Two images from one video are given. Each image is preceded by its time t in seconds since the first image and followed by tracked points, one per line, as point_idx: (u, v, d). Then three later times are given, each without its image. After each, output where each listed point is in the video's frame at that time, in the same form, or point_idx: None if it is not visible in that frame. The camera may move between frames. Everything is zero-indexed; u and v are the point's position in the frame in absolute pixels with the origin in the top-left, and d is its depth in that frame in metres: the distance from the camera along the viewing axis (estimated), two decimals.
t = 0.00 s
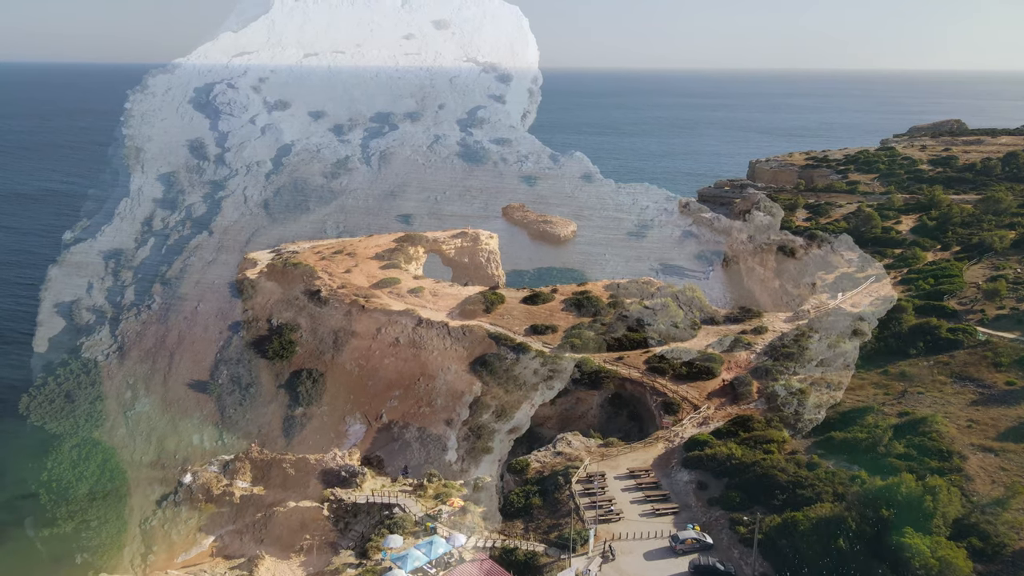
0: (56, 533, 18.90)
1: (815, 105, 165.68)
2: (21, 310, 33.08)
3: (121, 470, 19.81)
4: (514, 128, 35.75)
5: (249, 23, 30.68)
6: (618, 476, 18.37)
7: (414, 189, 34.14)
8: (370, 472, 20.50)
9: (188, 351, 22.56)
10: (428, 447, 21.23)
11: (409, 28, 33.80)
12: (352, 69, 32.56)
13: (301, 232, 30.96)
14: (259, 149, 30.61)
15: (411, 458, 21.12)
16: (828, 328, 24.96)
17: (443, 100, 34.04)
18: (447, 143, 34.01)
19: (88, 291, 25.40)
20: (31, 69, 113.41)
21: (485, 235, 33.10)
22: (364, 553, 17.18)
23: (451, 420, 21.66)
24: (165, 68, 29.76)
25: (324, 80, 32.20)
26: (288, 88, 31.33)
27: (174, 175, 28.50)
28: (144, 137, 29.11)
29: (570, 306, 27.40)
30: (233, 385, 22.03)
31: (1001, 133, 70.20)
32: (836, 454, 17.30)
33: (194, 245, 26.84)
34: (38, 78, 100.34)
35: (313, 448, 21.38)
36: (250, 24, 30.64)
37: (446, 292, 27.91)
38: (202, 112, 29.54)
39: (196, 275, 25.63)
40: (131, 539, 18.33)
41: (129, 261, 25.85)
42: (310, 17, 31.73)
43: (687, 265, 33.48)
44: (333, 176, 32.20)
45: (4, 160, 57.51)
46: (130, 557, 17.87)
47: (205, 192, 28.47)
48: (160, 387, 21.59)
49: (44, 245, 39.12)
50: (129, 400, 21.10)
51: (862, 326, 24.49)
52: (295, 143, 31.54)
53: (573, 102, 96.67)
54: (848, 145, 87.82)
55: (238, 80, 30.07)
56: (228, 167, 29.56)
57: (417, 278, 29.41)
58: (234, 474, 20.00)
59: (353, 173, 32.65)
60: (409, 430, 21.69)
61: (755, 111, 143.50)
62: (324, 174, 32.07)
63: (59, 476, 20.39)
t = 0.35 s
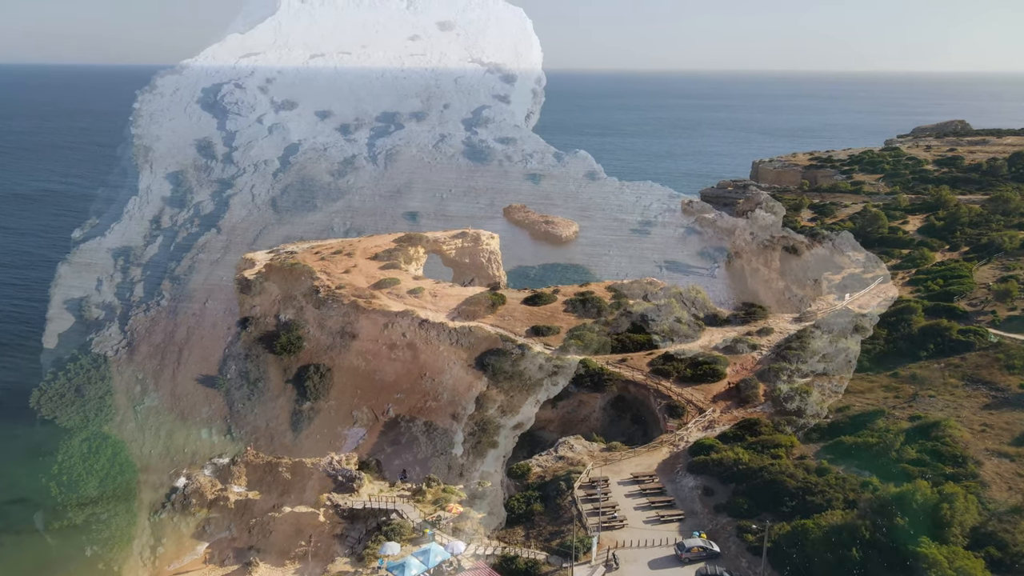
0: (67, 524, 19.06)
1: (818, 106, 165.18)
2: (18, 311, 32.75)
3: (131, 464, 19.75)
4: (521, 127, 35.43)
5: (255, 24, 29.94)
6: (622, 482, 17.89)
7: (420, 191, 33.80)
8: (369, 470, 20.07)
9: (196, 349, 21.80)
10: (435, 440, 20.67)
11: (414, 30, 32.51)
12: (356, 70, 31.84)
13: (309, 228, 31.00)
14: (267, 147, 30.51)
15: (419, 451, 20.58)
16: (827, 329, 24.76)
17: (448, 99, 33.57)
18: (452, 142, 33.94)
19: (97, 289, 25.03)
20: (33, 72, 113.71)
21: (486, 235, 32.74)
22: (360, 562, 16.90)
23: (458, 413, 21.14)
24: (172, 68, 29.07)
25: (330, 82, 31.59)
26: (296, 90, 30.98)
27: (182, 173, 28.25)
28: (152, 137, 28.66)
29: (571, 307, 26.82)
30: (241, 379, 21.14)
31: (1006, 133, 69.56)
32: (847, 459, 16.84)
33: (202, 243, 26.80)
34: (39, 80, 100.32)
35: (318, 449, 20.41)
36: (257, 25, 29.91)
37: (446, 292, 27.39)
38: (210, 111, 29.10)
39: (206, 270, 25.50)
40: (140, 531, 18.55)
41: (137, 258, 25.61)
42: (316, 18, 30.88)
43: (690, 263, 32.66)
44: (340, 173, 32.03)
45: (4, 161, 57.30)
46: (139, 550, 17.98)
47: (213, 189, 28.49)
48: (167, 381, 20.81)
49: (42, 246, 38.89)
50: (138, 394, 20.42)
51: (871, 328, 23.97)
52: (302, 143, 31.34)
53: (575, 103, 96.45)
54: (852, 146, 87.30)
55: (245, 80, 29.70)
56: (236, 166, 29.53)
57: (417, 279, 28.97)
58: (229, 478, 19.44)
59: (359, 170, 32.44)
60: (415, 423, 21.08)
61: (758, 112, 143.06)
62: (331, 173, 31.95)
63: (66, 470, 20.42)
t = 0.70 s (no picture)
0: (77, 518, 18.96)
1: (821, 108, 164.79)
2: (14, 311, 32.43)
3: (142, 455, 20.01)
4: (524, 126, 34.79)
5: (262, 27, 31.40)
6: (625, 486, 17.44)
7: (425, 183, 33.22)
8: (374, 468, 19.67)
9: (205, 343, 22.22)
10: (436, 437, 20.01)
11: (420, 31, 33.82)
12: (363, 71, 32.81)
13: (318, 226, 30.92)
14: (275, 147, 30.95)
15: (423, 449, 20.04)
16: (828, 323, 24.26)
17: (453, 100, 33.86)
18: (458, 140, 33.60)
19: (106, 285, 25.67)
20: (35, 75, 114.20)
21: (488, 235, 32.25)
22: (355, 569, 16.57)
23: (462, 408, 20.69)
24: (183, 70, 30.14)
25: (337, 83, 32.47)
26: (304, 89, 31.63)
27: (191, 172, 28.69)
28: (162, 136, 29.13)
29: (573, 307, 26.03)
30: (251, 372, 21.50)
31: (1011, 133, 69.11)
32: (857, 463, 16.38)
33: (212, 240, 27.60)
34: (40, 82, 100.35)
35: (314, 453, 20.16)
36: (264, 28, 31.34)
37: (446, 293, 26.93)
38: (219, 112, 29.83)
39: (214, 266, 26.18)
40: (150, 524, 18.32)
41: (146, 256, 26.14)
42: (322, 20, 32.20)
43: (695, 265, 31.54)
44: (347, 172, 31.91)
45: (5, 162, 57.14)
46: (149, 544, 17.80)
47: (222, 187, 28.97)
48: (177, 370, 21.62)
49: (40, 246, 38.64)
50: (149, 389, 21.08)
51: (878, 328, 23.46)
52: (310, 142, 31.65)
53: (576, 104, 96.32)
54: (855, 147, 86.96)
55: (253, 80, 30.50)
56: (245, 165, 29.88)
57: (417, 279, 28.56)
58: (225, 482, 19.18)
59: (366, 169, 32.32)
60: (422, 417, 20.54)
61: (761, 114, 142.66)
62: (339, 171, 32.00)
63: (77, 462, 20.70)
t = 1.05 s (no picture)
0: (89, 510, 19.09)
1: (821, 108, 164.42)
2: (9, 313, 32.07)
3: (150, 449, 19.40)
4: (530, 123, 34.26)
5: (269, 29, 30.21)
6: (629, 492, 16.97)
7: (432, 180, 33.05)
8: (383, 461, 19.64)
9: (213, 340, 21.17)
10: (450, 426, 19.82)
11: (425, 33, 32.26)
12: (369, 72, 31.55)
13: (324, 223, 31.09)
14: (282, 145, 30.11)
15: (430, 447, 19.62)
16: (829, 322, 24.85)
17: (459, 98, 32.84)
18: (463, 139, 33.11)
19: (116, 282, 24.45)
20: (35, 76, 114.13)
21: (488, 235, 31.96)
22: None
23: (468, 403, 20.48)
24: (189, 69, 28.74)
25: (342, 83, 31.22)
26: (310, 89, 30.68)
27: (200, 171, 27.59)
28: (169, 135, 27.60)
29: (574, 308, 25.38)
30: (259, 366, 20.74)
31: (1017, 133, 68.52)
32: (868, 468, 15.84)
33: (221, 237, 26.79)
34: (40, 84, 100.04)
35: (319, 450, 19.81)
36: (271, 28, 30.23)
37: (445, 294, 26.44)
38: (227, 111, 28.55)
39: (223, 266, 25.18)
40: (161, 514, 18.57)
41: (156, 252, 25.03)
42: (328, 23, 30.89)
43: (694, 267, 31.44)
44: (355, 168, 31.73)
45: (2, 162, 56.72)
46: (159, 533, 18.18)
47: (230, 185, 28.18)
48: (186, 368, 20.40)
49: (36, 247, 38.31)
50: (157, 384, 20.05)
51: (887, 330, 22.96)
52: (316, 141, 30.97)
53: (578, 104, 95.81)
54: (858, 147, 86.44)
55: (261, 80, 29.41)
56: (253, 163, 29.19)
57: (416, 279, 28.08)
58: (219, 487, 18.85)
59: (373, 166, 32.05)
60: (432, 409, 20.20)
61: (763, 114, 142.12)
62: (345, 169, 31.62)
63: (91, 456, 20.25)
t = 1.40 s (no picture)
0: (100, 501, 19.12)
1: (824, 109, 164.15)
2: (8, 313, 31.88)
3: (161, 444, 19.23)
4: (535, 122, 34.29)
5: (277, 30, 30.06)
6: (633, 497, 16.53)
7: (438, 181, 33.26)
8: (392, 449, 19.21)
9: (222, 336, 21.41)
10: (457, 420, 19.21)
11: (430, 34, 31.87)
12: (376, 73, 31.31)
13: (332, 220, 31.31)
14: (290, 143, 30.59)
15: (436, 443, 19.06)
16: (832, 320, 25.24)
17: (464, 97, 32.73)
18: (468, 138, 33.22)
19: (126, 278, 24.95)
20: (40, 80, 114.66)
21: (489, 236, 31.59)
22: None
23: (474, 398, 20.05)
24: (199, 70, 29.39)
25: (350, 82, 31.10)
26: (318, 89, 30.41)
27: (207, 170, 28.60)
28: (179, 134, 28.90)
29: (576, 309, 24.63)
30: (267, 361, 20.66)
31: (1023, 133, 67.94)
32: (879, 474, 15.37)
33: (229, 233, 27.54)
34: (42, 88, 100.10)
35: (324, 445, 19.42)
36: (278, 31, 29.94)
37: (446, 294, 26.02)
38: (235, 111, 29.16)
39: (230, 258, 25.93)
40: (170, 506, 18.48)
41: (165, 249, 25.68)
42: (335, 24, 30.56)
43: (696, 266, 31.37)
44: (362, 167, 31.90)
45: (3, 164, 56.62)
46: (170, 522, 18.22)
47: (239, 183, 28.97)
48: (196, 363, 20.50)
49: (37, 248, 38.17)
50: (168, 377, 20.18)
51: (896, 331, 22.49)
52: (324, 140, 31.12)
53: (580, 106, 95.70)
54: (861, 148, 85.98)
55: (268, 80, 29.50)
56: (261, 162, 29.76)
57: (416, 279, 27.66)
58: (214, 491, 18.44)
59: (380, 164, 32.32)
60: (439, 402, 19.62)
61: (765, 116, 141.74)
62: (353, 167, 31.90)
63: (101, 448, 19.91)
